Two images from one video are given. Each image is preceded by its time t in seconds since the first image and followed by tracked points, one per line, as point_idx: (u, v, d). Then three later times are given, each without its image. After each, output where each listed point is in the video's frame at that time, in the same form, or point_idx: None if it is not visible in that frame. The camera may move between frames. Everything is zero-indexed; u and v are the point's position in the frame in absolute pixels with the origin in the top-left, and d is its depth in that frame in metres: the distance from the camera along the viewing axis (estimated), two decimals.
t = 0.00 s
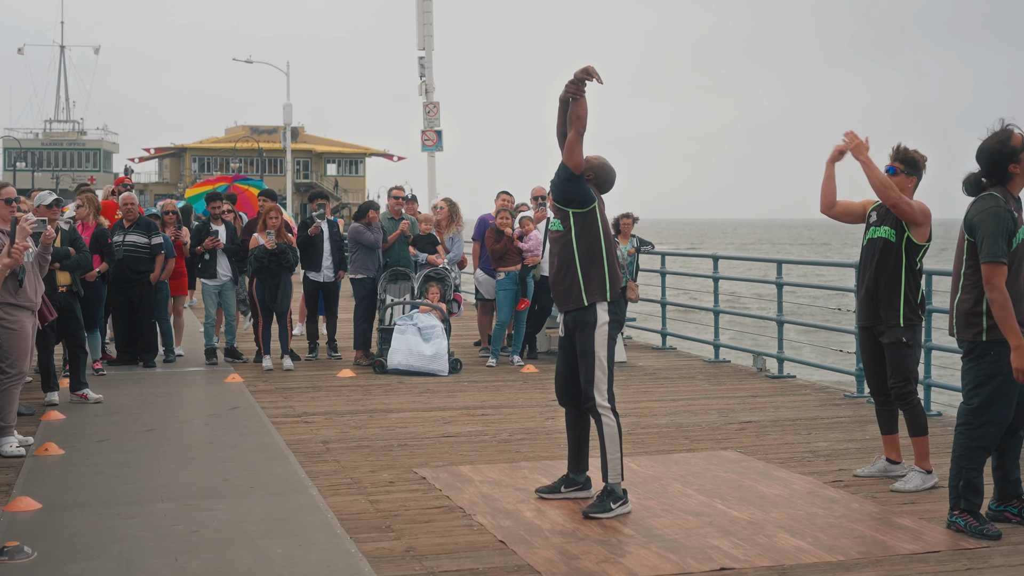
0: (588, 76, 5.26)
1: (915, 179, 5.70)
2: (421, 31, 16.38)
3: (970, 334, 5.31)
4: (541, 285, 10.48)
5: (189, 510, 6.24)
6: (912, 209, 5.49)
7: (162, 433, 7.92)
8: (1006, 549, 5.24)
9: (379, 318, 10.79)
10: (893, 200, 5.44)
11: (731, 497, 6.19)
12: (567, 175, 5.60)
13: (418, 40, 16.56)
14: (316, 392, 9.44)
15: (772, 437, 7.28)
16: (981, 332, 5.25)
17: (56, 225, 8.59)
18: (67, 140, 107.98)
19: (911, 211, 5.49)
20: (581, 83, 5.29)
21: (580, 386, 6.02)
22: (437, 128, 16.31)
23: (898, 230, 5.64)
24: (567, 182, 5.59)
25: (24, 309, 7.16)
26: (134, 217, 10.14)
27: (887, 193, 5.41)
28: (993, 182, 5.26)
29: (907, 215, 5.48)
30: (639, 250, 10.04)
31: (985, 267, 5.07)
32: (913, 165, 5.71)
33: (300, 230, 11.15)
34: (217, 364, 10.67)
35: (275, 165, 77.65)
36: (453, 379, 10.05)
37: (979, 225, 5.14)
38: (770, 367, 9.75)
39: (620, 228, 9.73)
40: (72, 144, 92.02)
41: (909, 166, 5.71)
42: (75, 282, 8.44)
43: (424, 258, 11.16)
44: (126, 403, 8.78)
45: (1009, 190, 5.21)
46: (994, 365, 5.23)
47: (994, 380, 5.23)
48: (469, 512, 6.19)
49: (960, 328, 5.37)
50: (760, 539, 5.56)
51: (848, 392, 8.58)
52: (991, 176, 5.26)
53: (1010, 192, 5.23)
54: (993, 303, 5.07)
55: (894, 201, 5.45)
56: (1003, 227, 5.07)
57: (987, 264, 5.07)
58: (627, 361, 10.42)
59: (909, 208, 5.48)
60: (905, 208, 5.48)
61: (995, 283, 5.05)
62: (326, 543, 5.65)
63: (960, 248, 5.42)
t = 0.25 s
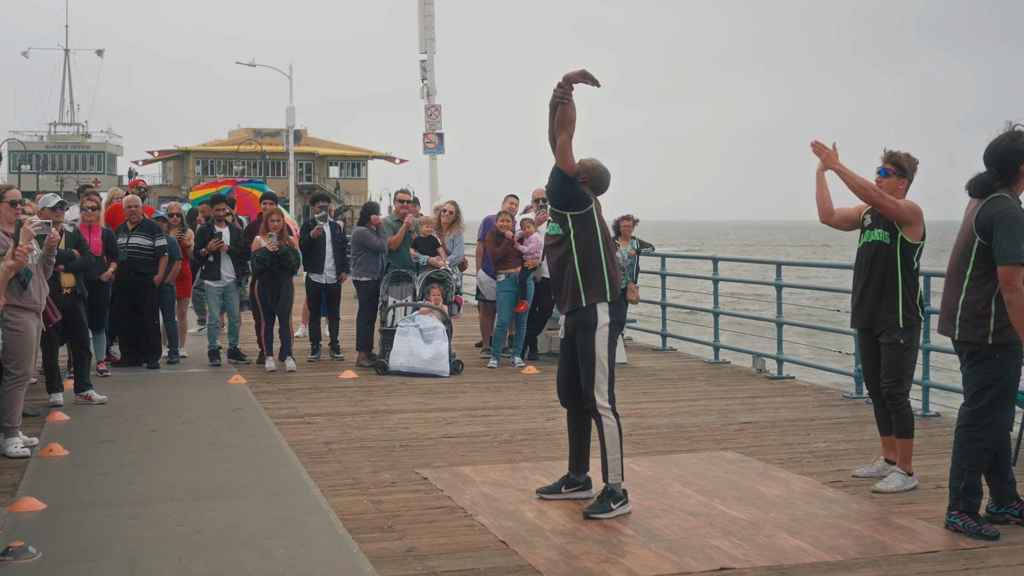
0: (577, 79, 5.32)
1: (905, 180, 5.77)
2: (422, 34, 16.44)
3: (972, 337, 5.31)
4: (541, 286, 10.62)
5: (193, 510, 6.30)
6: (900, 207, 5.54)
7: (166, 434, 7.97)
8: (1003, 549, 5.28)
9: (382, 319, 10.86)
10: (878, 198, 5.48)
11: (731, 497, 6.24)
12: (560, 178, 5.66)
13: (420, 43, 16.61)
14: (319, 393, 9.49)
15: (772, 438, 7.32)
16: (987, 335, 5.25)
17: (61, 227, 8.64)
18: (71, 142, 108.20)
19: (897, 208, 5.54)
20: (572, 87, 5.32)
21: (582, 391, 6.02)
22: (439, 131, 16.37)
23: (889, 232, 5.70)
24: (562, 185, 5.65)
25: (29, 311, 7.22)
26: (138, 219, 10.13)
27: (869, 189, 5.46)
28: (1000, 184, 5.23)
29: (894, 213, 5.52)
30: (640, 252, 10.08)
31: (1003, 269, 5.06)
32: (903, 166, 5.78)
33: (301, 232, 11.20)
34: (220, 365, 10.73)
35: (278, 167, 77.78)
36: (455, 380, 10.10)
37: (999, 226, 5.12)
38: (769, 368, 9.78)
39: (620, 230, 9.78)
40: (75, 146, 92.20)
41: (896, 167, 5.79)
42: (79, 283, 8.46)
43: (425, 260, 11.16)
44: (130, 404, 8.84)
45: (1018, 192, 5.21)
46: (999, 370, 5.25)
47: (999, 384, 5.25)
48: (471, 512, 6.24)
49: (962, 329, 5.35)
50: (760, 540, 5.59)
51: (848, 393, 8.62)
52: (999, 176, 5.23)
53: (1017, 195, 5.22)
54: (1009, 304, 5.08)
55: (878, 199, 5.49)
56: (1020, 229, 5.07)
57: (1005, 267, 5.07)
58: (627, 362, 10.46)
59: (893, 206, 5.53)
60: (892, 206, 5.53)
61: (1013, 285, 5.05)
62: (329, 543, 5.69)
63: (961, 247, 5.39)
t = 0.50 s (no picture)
0: (568, 83, 5.37)
1: (890, 179, 5.79)
2: (424, 37, 16.48)
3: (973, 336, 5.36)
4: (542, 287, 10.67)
5: (196, 508, 6.34)
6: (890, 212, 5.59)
7: (169, 433, 8.02)
8: (1001, 548, 5.31)
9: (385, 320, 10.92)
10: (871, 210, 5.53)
11: (730, 496, 6.28)
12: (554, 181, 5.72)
13: (421, 45, 16.65)
14: (321, 392, 9.53)
15: (771, 438, 7.36)
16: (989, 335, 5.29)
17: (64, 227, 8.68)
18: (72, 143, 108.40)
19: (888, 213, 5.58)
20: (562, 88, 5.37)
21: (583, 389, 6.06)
22: (440, 133, 16.41)
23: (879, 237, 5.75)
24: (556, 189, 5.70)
25: (32, 311, 7.26)
26: (141, 220, 10.17)
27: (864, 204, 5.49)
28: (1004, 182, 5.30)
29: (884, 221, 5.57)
30: (640, 252, 10.12)
31: (1007, 265, 5.11)
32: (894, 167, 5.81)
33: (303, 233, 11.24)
34: (222, 365, 10.78)
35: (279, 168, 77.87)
36: (456, 380, 10.14)
37: (1004, 224, 5.16)
38: (769, 369, 9.82)
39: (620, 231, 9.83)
40: (77, 147, 92.30)
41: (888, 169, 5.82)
42: (83, 283, 8.52)
43: (425, 261, 11.05)
44: (133, 403, 8.89)
45: None
46: (998, 370, 5.29)
47: (998, 384, 5.30)
48: (472, 511, 6.28)
49: (964, 327, 5.38)
50: (759, 538, 5.63)
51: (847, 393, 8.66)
52: (1005, 172, 5.31)
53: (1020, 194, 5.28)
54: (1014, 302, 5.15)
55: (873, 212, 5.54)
56: None
57: (1009, 263, 5.11)
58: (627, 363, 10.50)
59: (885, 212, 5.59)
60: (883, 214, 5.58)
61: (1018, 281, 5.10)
62: (331, 541, 5.73)
63: (967, 243, 5.43)
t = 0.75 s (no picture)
0: (561, 89, 5.43)
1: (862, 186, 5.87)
2: (424, 40, 16.55)
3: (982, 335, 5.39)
4: (542, 288, 10.75)
5: (199, 508, 6.39)
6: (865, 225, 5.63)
7: (172, 433, 8.06)
8: (999, 547, 5.35)
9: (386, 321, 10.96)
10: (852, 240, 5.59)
11: (730, 496, 6.32)
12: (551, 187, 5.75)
13: (422, 48, 16.71)
14: (323, 393, 9.58)
15: (770, 438, 7.40)
16: (996, 334, 5.34)
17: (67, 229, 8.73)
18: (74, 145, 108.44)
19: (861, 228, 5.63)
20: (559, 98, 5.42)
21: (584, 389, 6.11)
22: (441, 135, 16.46)
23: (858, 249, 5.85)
24: (553, 195, 5.73)
25: (36, 312, 7.31)
26: (144, 222, 10.17)
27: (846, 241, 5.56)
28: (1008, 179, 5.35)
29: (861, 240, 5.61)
30: (640, 254, 10.16)
31: (1008, 263, 5.18)
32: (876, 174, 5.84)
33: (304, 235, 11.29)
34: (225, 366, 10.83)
35: (280, 170, 77.96)
36: (457, 381, 10.18)
37: (1006, 222, 5.22)
38: (768, 369, 9.86)
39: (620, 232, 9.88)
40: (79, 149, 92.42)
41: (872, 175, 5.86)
42: (86, 285, 8.57)
43: (426, 262, 10.96)
44: (136, 404, 8.93)
45: None
46: (1004, 369, 5.33)
47: (1004, 384, 5.34)
48: (473, 511, 6.32)
49: (972, 327, 5.43)
50: (758, 538, 5.67)
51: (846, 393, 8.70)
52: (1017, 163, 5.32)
53: None
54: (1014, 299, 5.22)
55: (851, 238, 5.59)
56: None
57: (1010, 261, 5.18)
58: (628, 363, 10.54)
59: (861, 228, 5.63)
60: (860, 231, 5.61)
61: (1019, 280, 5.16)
62: (333, 541, 5.77)
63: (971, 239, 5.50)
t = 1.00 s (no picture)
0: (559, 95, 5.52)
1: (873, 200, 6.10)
2: (426, 43, 16.60)
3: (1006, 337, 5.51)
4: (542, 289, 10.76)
5: (202, 508, 6.44)
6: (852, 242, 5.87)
7: (175, 434, 8.11)
8: (996, 548, 5.39)
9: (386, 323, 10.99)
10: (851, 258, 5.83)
11: (729, 497, 6.35)
12: (557, 190, 5.77)
13: (423, 50, 16.76)
14: (325, 394, 9.63)
15: (770, 439, 7.44)
16: (1016, 334, 5.46)
17: (71, 230, 8.78)
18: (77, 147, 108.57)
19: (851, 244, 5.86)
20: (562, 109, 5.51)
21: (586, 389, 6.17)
22: (442, 138, 16.51)
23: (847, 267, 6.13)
24: (562, 197, 5.76)
25: (40, 314, 7.35)
26: (147, 224, 10.33)
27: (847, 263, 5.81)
28: (1018, 177, 5.50)
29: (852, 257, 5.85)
30: (640, 255, 10.20)
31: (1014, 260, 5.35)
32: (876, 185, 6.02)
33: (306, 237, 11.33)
34: (228, 367, 10.88)
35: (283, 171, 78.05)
36: (458, 382, 10.22)
37: (1014, 222, 5.39)
38: (768, 370, 9.90)
39: (620, 235, 9.94)
40: (82, 150, 92.58)
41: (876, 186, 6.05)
42: (89, 286, 8.62)
43: (428, 265, 11.16)
44: (139, 405, 8.99)
45: None
46: None
47: None
48: (474, 511, 6.36)
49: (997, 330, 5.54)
50: (757, 538, 5.71)
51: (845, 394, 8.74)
52: None
53: None
54: (1019, 296, 5.37)
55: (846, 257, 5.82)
56: None
57: (1016, 259, 5.35)
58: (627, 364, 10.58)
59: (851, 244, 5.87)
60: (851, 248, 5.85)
61: None
62: (335, 541, 5.81)
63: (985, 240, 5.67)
